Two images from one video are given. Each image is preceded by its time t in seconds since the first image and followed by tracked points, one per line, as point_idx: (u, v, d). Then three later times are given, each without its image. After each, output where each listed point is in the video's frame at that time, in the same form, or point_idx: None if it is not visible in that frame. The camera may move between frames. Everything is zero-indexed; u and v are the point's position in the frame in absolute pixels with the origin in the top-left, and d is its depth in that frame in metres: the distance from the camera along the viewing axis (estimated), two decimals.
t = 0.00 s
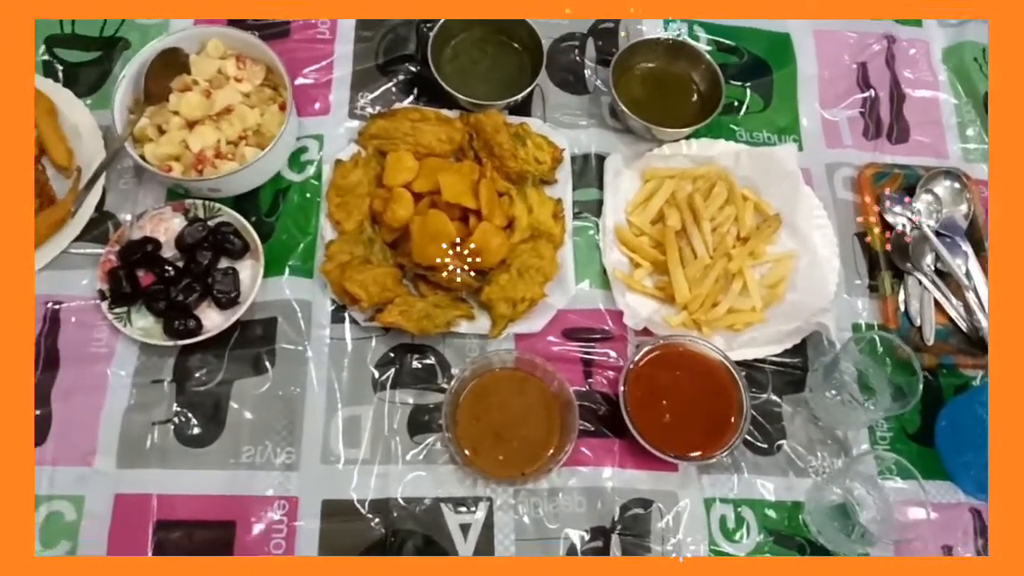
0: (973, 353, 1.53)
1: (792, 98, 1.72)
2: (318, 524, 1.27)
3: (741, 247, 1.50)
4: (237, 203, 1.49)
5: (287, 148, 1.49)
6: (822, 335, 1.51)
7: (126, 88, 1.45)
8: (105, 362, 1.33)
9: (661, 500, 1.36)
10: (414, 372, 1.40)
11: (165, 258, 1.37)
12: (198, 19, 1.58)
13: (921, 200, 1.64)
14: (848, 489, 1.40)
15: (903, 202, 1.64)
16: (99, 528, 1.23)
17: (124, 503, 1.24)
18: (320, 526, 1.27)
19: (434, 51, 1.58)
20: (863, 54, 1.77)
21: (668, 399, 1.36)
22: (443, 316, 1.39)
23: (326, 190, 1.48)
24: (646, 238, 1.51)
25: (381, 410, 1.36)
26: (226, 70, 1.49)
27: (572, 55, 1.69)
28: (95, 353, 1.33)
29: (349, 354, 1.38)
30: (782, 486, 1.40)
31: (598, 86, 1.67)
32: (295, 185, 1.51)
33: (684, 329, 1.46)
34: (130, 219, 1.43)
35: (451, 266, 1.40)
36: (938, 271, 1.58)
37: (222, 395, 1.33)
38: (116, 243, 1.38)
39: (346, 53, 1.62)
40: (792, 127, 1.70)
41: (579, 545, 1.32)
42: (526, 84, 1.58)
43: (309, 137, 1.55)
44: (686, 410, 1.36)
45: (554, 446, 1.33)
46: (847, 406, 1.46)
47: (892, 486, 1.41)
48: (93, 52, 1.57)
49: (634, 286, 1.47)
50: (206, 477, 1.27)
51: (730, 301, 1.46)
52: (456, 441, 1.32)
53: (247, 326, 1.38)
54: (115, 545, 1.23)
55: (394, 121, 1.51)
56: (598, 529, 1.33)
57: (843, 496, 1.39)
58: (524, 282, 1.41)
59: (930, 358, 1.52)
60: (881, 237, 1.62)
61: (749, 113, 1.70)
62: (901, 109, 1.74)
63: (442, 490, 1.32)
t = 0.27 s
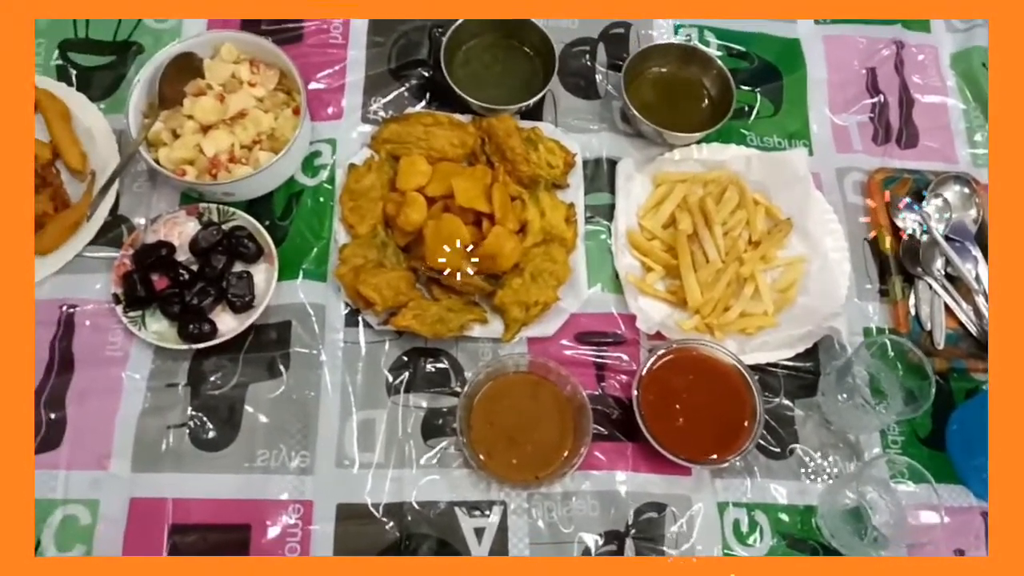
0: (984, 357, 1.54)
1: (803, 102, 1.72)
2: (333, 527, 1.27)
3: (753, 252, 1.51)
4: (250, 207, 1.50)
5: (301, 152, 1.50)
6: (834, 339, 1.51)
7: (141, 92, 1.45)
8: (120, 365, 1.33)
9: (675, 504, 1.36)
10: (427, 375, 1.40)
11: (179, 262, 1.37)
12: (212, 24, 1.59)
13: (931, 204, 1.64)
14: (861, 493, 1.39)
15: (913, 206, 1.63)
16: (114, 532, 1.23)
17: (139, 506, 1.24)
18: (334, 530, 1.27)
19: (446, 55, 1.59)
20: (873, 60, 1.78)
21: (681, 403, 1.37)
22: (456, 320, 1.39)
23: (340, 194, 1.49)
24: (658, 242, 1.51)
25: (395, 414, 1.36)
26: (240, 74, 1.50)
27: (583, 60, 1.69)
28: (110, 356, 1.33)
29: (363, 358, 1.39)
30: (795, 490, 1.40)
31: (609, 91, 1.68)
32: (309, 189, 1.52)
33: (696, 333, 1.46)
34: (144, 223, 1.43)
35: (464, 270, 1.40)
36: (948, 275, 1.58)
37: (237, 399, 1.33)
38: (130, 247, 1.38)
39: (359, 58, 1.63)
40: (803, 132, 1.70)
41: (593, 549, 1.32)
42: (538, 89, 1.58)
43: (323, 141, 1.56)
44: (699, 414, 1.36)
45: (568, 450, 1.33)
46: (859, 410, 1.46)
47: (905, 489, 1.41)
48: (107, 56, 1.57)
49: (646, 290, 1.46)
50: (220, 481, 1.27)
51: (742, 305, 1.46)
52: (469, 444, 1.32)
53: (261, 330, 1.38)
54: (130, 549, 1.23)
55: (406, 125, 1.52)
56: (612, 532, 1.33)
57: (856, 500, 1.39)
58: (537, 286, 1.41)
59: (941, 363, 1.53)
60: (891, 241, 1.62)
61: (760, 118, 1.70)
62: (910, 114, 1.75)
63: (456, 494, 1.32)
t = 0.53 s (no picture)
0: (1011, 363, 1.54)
1: (826, 109, 1.73)
2: (364, 531, 1.28)
3: (779, 258, 1.51)
4: (279, 214, 1.51)
5: (329, 160, 1.52)
6: (861, 345, 1.51)
7: (171, 100, 1.47)
8: (152, 370, 1.34)
9: (703, 510, 1.36)
10: (456, 380, 1.41)
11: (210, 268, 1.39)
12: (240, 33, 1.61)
13: (956, 210, 1.64)
14: (889, 499, 1.40)
15: (938, 212, 1.63)
16: (147, 536, 1.24)
17: (172, 510, 1.25)
18: (364, 533, 1.28)
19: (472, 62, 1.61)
20: (895, 66, 1.78)
21: (710, 408, 1.37)
22: (484, 325, 1.41)
23: (368, 201, 1.50)
24: (684, 248, 1.51)
25: (424, 419, 1.37)
26: (269, 83, 1.51)
27: (606, 67, 1.70)
28: (143, 361, 1.35)
29: (392, 363, 1.40)
30: (823, 496, 1.40)
31: (633, 98, 1.68)
32: (337, 196, 1.53)
33: (723, 339, 1.46)
34: (175, 229, 1.45)
35: (492, 276, 1.40)
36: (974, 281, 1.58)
37: (268, 404, 1.34)
38: (162, 253, 1.40)
39: (385, 66, 1.64)
40: (826, 138, 1.71)
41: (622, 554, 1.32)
42: (563, 96, 1.59)
43: (350, 148, 1.57)
44: (727, 420, 1.36)
45: (596, 456, 1.34)
46: (887, 416, 1.46)
47: (934, 496, 1.41)
48: (137, 65, 1.59)
49: (672, 296, 1.47)
50: (252, 485, 1.28)
51: (768, 311, 1.46)
52: (498, 449, 1.32)
53: (291, 336, 1.39)
54: (163, 553, 1.23)
55: (433, 133, 1.53)
56: (640, 538, 1.33)
57: (885, 506, 1.40)
58: (564, 292, 1.42)
59: (968, 369, 1.52)
60: (916, 246, 1.62)
61: (784, 124, 1.71)
62: (934, 120, 1.75)
63: (486, 499, 1.33)
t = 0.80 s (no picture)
0: None
1: (853, 115, 1.73)
2: (391, 528, 1.29)
3: (806, 263, 1.50)
4: (309, 212, 1.53)
5: (359, 159, 1.53)
6: (887, 351, 1.51)
7: (205, 98, 1.48)
8: (183, 365, 1.35)
9: (729, 513, 1.37)
10: (483, 380, 1.42)
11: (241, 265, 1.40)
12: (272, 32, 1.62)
13: (982, 219, 1.64)
14: (915, 505, 1.41)
15: (964, 220, 1.63)
16: (178, 529, 1.25)
17: (203, 504, 1.26)
18: (392, 530, 1.29)
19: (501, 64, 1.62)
20: (922, 74, 1.78)
21: (737, 412, 1.37)
22: (511, 326, 1.41)
23: (397, 201, 1.52)
24: (711, 252, 1.51)
25: (452, 418, 1.38)
26: (301, 82, 1.52)
27: (634, 71, 1.71)
28: (174, 356, 1.36)
29: (420, 362, 1.41)
30: (848, 502, 1.40)
31: (660, 102, 1.69)
32: (367, 195, 1.55)
33: (749, 343, 1.46)
34: (206, 226, 1.46)
35: (520, 277, 1.41)
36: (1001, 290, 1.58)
37: (298, 400, 1.35)
38: (194, 249, 1.40)
39: (414, 67, 1.66)
40: (853, 145, 1.71)
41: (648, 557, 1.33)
42: (592, 100, 1.60)
43: (380, 148, 1.58)
44: (755, 424, 1.37)
45: (622, 459, 1.34)
46: (913, 423, 1.46)
47: (959, 503, 1.42)
48: (170, 62, 1.60)
49: (698, 299, 1.47)
50: (282, 480, 1.29)
51: (795, 316, 1.46)
52: (526, 449, 1.33)
53: (321, 333, 1.41)
54: (193, 546, 1.24)
55: (462, 134, 1.54)
56: (666, 540, 1.34)
57: (911, 513, 1.40)
58: (592, 294, 1.42)
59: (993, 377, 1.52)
60: (943, 254, 1.62)
61: (810, 131, 1.71)
62: (960, 129, 1.74)
63: (512, 499, 1.34)
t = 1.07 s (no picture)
0: None
1: (877, 120, 1.74)
2: (419, 527, 1.30)
3: (831, 267, 1.51)
4: (337, 215, 1.54)
5: (387, 163, 1.54)
6: (913, 356, 1.51)
7: (236, 101, 1.51)
8: (213, 364, 1.37)
9: (756, 516, 1.36)
10: (510, 381, 1.42)
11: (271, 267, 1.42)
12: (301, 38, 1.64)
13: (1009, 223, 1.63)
14: (944, 509, 1.41)
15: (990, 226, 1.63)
16: (209, 527, 1.26)
17: (234, 502, 1.27)
18: (421, 529, 1.30)
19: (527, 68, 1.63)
20: (946, 80, 1.78)
21: (765, 416, 1.37)
22: (538, 328, 1.42)
23: (424, 203, 1.53)
24: (737, 256, 1.52)
25: (479, 419, 1.39)
26: (329, 86, 1.55)
27: (658, 75, 1.72)
28: (205, 356, 1.37)
29: (448, 363, 1.42)
30: (874, 505, 1.40)
31: (685, 106, 1.70)
32: (394, 198, 1.56)
33: (775, 347, 1.47)
34: (236, 228, 1.48)
35: (547, 279, 1.42)
36: None
37: (327, 400, 1.37)
38: (225, 250, 1.42)
39: (441, 71, 1.67)
40: (877, 150, 1.71)
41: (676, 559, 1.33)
42: (618, 104, 1.61)
43: (407, 152, 1.60)
44: (782, 427, 1.37)
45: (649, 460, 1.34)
46: (940, 428, 1.46)
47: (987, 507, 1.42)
48: (201, 66, 1.62)
49: (725, 303, 1.47)
50: (311, 479, 1.30)
51: (821, 320, 1.46)
52: (554, 451, 1.33)
53: (349, 334, 1.42)
54: (224, 544, 1.25)
55: (489, 137, 1.55)
56: (693, 543, 1.34)
57: (940, 517, 1.41)
58: (618, 297, 1.43)
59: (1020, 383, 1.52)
60: (968, 259, 1.61)
61: (835, 136, 1.72)
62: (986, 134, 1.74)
63: (539, 500, 1.34)
